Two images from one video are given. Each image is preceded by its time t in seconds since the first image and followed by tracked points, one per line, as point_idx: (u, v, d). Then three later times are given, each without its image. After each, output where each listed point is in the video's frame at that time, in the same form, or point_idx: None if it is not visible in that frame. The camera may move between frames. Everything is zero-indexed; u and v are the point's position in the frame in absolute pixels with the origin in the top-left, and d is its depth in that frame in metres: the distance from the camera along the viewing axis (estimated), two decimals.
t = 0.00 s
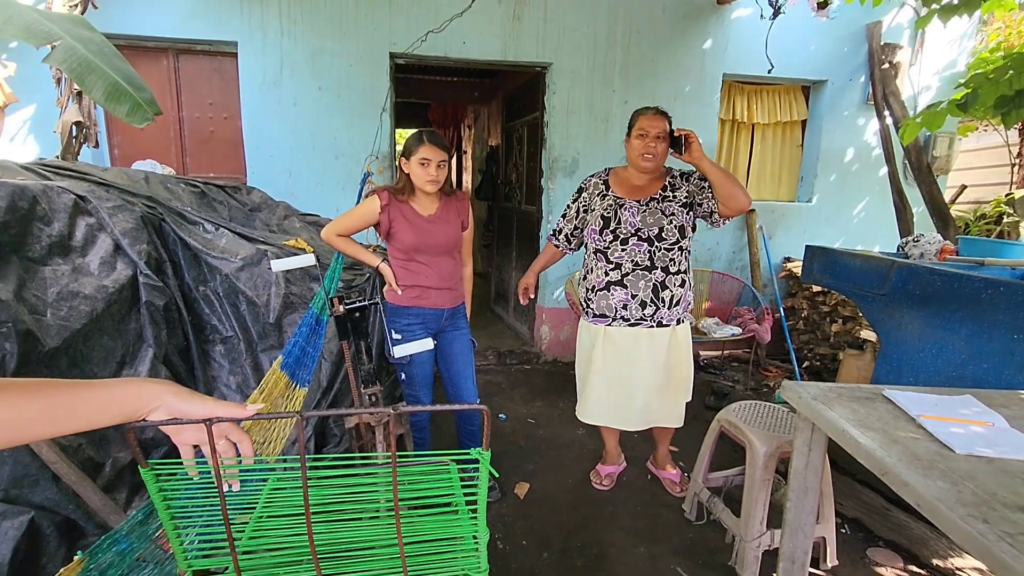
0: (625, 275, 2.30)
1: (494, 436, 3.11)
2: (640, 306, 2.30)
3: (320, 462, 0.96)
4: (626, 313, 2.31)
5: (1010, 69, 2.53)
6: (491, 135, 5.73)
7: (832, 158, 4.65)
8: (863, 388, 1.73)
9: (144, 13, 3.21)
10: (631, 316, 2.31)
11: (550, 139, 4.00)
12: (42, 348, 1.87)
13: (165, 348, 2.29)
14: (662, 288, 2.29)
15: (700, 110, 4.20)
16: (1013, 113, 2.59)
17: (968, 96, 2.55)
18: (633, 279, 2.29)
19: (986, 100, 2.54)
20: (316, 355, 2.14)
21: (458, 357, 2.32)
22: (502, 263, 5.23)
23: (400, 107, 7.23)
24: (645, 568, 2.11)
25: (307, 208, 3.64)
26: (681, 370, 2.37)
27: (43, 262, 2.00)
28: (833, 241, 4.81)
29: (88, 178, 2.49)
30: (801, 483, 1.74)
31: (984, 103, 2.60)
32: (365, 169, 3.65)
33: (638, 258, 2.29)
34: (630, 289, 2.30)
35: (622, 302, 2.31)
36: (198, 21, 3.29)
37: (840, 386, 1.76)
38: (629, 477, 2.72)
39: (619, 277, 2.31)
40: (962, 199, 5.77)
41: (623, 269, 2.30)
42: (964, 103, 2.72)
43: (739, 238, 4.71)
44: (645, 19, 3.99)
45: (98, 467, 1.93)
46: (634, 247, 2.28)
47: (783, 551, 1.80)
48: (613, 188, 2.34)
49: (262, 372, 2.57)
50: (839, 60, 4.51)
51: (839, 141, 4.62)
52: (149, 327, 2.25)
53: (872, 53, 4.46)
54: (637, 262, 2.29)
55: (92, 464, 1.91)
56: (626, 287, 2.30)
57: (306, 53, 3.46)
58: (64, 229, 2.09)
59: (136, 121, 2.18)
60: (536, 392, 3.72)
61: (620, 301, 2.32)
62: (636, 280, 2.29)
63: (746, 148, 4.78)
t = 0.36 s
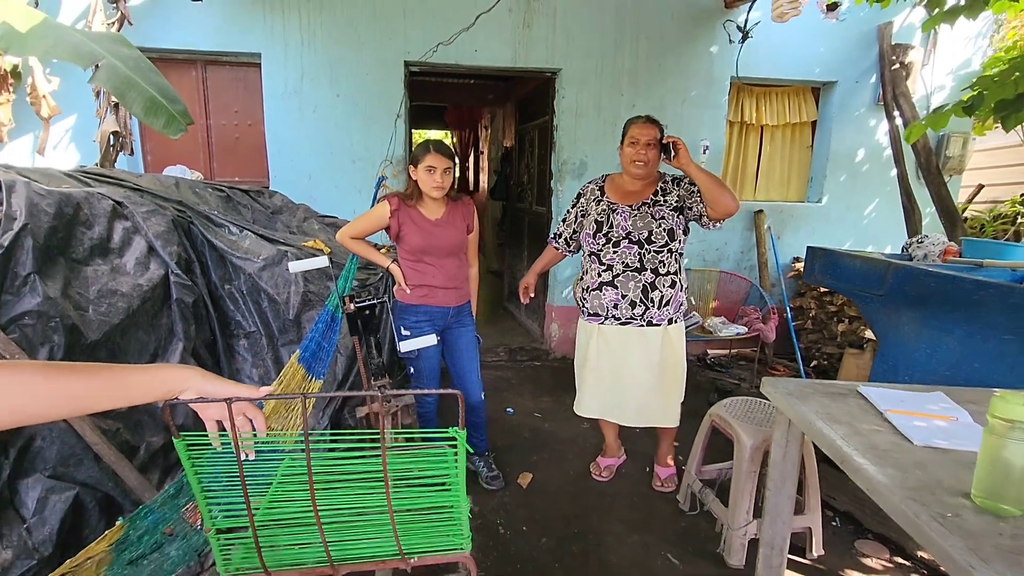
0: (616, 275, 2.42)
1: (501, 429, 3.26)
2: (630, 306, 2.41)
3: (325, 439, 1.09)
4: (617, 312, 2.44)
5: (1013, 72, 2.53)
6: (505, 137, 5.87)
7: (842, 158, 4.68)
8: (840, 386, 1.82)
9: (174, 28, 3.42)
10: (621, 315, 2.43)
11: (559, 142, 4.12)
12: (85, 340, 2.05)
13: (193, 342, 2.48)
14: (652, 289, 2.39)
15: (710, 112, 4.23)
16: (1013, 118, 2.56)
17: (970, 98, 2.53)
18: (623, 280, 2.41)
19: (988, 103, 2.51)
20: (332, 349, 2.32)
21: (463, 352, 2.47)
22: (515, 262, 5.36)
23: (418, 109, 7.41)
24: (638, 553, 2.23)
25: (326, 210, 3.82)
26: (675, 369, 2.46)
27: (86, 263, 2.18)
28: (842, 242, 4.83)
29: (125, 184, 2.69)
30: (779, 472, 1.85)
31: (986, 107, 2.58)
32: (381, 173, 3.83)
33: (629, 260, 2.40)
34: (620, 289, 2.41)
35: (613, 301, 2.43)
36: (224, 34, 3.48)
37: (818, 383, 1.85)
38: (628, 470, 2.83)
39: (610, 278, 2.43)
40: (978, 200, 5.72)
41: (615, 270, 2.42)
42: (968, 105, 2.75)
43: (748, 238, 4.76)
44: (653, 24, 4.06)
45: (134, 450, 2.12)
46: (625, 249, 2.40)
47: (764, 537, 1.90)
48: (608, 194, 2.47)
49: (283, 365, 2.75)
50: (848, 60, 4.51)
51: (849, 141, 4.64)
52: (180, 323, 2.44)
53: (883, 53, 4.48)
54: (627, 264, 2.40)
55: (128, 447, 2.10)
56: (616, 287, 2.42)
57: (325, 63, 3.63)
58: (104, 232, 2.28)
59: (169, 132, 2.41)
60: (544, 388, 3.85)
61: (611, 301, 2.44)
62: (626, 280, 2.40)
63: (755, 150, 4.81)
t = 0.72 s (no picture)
0: (634, 271, 2.53)
1: (518, 419, 3.41)
2: (646, 300, 2.51)
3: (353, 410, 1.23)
4: (634, 306, 2.54)
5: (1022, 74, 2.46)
6: (525, 138, 6.00)
7: (859, 158, 4.55)
8: (831, 376, 1.91)
9: (211, 39, 3.65)
10: (638, 308, 2.54)
11: (575, 144, 4.24)
12: (138, 330, 2.27)
13: (231, 332, 2.69)
14: (668, 284, 2.48)
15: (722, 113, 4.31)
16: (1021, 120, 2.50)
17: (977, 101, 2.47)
18: (641, 275, 2.51)
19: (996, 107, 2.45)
20: (356, 341, 2.48)
21: (479, 343, 2.62)
22: (534, 261, 5.50)
23: (442, 112, 7.61)
24: (641, 534, 2.35)
25: (352, 210, 4.01)
26: (687, 363, 2.55)
27: (136, 259, 2.39)
28: (858, 242, 4.71)
29: (168, 187, 2.92)
30: (773, 458, 1.94)
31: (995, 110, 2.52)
32: (403, 175, 4.00)
33: (646, 256, 2.51)
34: (637, 284, 2.52)
35: (630, 295, 2.55)
36: (257, 44, 3.70)
37: (810, 373, 1.95)
38: (637, 458, 2.95)
39: (629, 273, 2.55)
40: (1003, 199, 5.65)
41: (633, 266, 2.54)
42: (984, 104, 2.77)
43: (763, 236, 4.73)
44: (668, 27, 4.15)
45: (178, 429, 2.37)
46: (643, 246, 2.51)
47: (759, 519, 2.00)
48: (632, 193, 2.59)
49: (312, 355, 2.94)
50: (864, 59, 4.41)
51: (866, 141, 4.51)
52: (218, 315, 2.66)
53: (900, 54, 4.35)
54: (645, 260, 2.51)
55: (174, 427, 2.35)
56: (634, 282, 2.53)
57: (351, 70, 3.83)
58: (152, 231, 2.49)
59: (209, 140, 2.63)
60: (560, 381, 3.99)
61: (629, 295, 2.55)
62: (644, 276, 2.51)
63: (770, 150, 4.72)
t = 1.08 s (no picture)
0: (664, 266, 2.62)
1: (537, 411, 3.53)
2: (675, 294, 2.61)
3: (395, 389, 1.34)
4: (663, 299, 2.65)
5: None
6: (543, 138, 6.11)
7: (875, 155, 4.57)
8: (838, 366, 1.99)
9: (242, 46, 3.82)
10: (667, 302, 2.64)
11: (592, 144, 4.35)
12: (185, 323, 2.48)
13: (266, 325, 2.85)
14: (697, 280, 2.56)
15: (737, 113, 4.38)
16: None
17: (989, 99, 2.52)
18: (670, 271, 2.61)
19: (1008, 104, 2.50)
20: (383, 333, 2.56)
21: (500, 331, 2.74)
22: (552, 258, 5.60)
23: (461, 112, 7.75)
24: (656, 518, 2.45)
25: (376, 210, 4.16)
26: (717, 358, 2.63)
27: (181, 256, 2.55)
28: (875, 238, 4.73)
29: (206, 188, 3.08)
30: (782, 444, 2.04)
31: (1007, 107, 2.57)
32: (426, 175, 4.14)
33: (676, 253, 2.59)
34: (666, 279, 2.62)
35: (660, 290, 2.65)
36: (286, 51, 3.87)
37: (817, 362, 2.04)
38: (652, 448, 3.05)
39: (659, 268, 2.64)
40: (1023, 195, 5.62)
41: (663, 261, 2.63)
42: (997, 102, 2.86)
43: (779, 234, 4.78)
44: (683, 28, 4.23)
45: (220, 414, 2.54)
46: (674, 243, 2.60)
47: (769, 502, 2.09)
48: (667, 192, 2.68)
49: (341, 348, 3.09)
50: (880, 58, 4.43)
51: (882, 139, 4.54)
52: (255, 309, 2.82)
53: (917, 51, 4.36)
54: (674, 256, 2.60)
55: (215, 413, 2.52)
56: (664, 277, 2.63)
57: (375, 74, 3.97)
58: (194, 230, 2.65)
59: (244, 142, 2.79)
60: (577, 375, 4.10)
61: (658, 289, 2.65)
62: (673, 271, 2.60)
63: (786, 148, 4.76)
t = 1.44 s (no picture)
0: (686, 260, 2.71)
1: (553, 403, 3.61)
2: (695, 288, 2.69)
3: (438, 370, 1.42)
4: (683, 292, 2.74)
5: None
6: (552, 136, 6.19)
7: (882, 151, 4.64)
8: (848, 354, 2.07)
9: (263, 50, 3.92)
10: (687, 295, 2.73)
11: (604, 142, 4.42)
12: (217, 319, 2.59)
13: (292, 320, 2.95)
14: (718, 275, 2.64)
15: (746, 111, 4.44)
16: None
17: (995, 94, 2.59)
18: (692, 265, 2.69)
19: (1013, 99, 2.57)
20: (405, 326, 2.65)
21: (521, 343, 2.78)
22: (563, 254, 5.68)
23: (471, 112, 7.83)
24: (672, 503, 2.54)
25: (392, 208, 4.26)
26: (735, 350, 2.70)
27: (212, 253, 2.65)
28: (884, 232, 4.79)
29: (231, 188, 3.16)
30: (794, 428, 2.12)
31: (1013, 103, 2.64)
32: (442, 174, 4.23)
33: (699, 248, 2.67)
34: (688, 273, 2.71)
35: (681, 283, 2.74)
36: (305, 54, 3.97)
37: (828, 350, 2.12)
38: (666, 437, 3.13)
39: (681, 263, 2.73)
40: None
41: (685, 256, 2.72)
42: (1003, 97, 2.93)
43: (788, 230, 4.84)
44: (693, 27, 4.30)
45: (250, 405, 2.64)
46: (697, 239, 2.68)
47: (782, 485, 2.17)
48: (693, 187, 2.75)
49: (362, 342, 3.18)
50: (887, 55, 4.48)
51: (889, 135, 4.60)
52: (281, 304, 2.91)
53: (924, 48, 4.43)
54: (697, 251, 2.68)
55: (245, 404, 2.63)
56: (685, 271, 2.72)
57: (391, 75, 4.07)
58: (223, 228, 2.73)
59: (268, 142, 2.89)
60: (590, 369, 4.18)
61: (679, 282, 2.74)
62: (694, 266, 2.68)
63: (794, 145, 4.83)
